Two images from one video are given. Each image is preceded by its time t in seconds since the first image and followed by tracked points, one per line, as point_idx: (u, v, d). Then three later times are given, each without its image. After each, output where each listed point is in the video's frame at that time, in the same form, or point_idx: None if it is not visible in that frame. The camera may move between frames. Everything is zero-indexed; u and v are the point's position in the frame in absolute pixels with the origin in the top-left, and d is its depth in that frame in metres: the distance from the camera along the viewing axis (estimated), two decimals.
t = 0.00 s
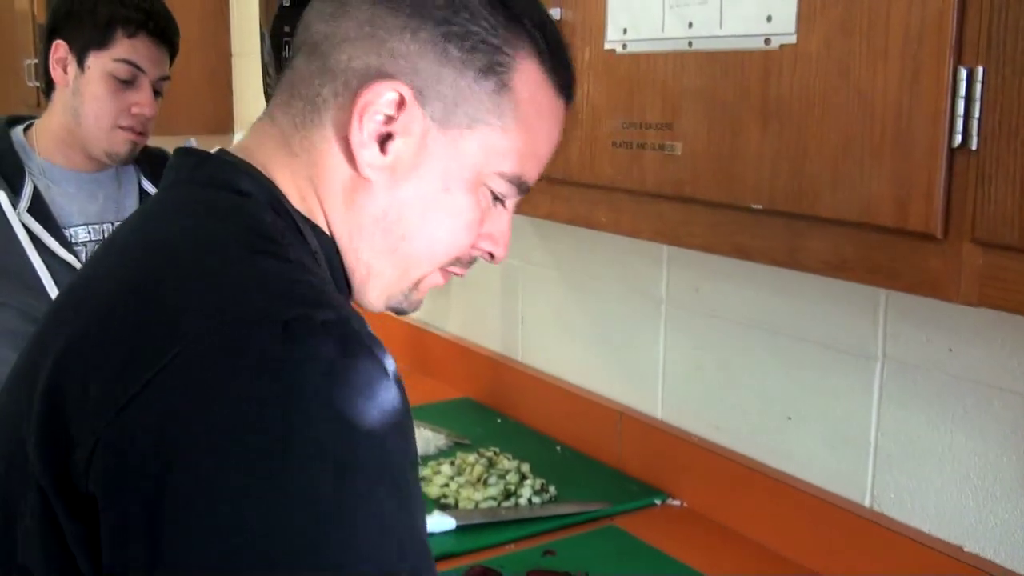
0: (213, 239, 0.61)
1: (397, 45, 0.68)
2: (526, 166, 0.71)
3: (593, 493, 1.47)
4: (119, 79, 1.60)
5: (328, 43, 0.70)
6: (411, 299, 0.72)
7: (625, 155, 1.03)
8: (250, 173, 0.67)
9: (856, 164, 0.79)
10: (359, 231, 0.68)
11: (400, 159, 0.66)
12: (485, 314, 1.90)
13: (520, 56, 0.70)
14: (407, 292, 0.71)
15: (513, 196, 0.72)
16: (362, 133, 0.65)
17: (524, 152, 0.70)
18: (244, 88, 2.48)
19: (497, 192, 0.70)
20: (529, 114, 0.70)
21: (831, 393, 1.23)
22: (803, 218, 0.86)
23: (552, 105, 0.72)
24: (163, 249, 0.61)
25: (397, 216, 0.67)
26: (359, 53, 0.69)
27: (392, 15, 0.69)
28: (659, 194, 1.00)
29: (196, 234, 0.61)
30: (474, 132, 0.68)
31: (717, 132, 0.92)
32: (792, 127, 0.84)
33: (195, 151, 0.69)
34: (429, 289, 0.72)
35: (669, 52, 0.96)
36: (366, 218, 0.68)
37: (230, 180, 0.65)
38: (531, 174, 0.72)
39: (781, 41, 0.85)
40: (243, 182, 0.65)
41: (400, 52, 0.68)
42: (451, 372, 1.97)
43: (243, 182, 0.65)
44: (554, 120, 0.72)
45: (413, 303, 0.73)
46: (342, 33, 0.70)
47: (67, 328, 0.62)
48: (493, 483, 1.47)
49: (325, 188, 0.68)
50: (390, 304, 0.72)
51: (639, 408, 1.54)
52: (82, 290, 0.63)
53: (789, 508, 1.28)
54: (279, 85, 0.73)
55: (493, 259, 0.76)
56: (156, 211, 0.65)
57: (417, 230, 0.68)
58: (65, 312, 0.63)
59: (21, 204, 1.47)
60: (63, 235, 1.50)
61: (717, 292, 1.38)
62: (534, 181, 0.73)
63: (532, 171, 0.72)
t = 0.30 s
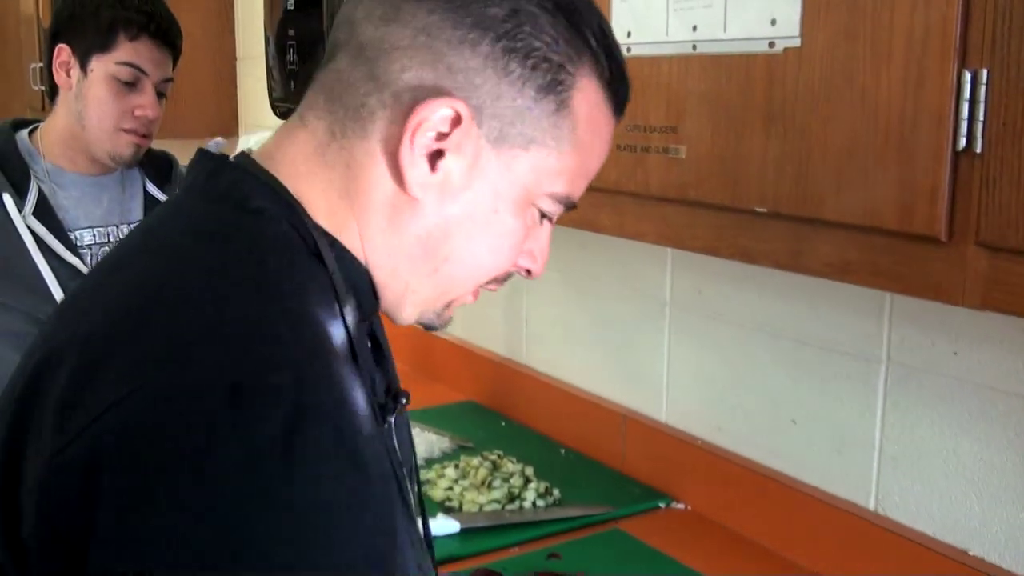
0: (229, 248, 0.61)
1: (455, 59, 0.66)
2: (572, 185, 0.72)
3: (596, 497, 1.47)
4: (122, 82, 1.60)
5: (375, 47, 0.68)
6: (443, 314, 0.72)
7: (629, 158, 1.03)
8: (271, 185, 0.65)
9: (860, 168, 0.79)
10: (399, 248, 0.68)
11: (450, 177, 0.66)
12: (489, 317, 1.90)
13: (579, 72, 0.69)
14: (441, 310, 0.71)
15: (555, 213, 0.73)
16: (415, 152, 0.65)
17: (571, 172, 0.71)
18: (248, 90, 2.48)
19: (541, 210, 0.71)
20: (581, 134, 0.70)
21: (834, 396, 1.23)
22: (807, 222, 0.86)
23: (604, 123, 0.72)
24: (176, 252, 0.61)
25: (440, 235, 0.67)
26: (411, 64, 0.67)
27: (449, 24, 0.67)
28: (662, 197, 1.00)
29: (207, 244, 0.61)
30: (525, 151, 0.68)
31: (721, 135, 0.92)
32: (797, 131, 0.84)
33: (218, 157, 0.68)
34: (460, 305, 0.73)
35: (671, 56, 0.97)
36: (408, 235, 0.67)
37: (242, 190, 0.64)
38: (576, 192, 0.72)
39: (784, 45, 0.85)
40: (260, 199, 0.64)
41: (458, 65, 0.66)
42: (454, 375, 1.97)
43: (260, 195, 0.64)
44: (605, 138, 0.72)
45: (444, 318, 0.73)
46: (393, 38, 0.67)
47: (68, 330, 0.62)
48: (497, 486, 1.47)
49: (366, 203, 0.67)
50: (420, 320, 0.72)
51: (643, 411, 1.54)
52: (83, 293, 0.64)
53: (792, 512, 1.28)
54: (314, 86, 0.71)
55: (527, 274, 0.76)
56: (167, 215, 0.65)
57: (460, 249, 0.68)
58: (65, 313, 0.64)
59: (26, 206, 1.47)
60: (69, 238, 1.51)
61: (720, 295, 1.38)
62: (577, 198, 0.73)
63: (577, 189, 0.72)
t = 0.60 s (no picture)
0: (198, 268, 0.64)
1: (423, 29, 0.67)
2: (549, 156, 0.72)
3: (600, 500, 1.47)
4: (123, 85, 1.61)
5: (338, 24, 0.68)
6: (420, 295, 0.73)
7: (631, 162, 1.03)
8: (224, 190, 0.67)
9: (862, 171, 0.79)
10: (372, 230, 0.68)
11: (422, 154, 0.67)
12: (491, 321, 1.90)
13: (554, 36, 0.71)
14: (418, 290, 0.72)
15: (533, 186, 0.74)
16: (387, 130, 0.65)
17: (545, 142, 0.72)
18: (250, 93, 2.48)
19: (520, 183, 0.72)
20: (554, 103, 0.71)
21: (837, 400, 1.23)
22: (809, 225, 0.86)
23: (577, 90, 0.73)
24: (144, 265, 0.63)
25: (415, 213, 0.68)
26: (375, 36, 0.67)
27: None
28: (664, 201, 1.00)
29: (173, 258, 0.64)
30: (499, 123, 0.69)
31: (724, 139, 0.92)
32: (799, 134, 0.84)
33: (174, 159, 0.69)
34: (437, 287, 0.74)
35: (675, 60, 0.97)
36: (381, 218, 0.68)
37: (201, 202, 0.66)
38: (553, 162, 0.73)
39: (787, 48, 0.85)
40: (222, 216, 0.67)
41: (429, 37, 0.67)
42: (456, 379, 1.97)
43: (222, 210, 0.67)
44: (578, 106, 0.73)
45: (422, 300, 0.74)
46: (355, 11, 0.67)
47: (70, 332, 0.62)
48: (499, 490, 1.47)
49: (336, 186, 0.67)
50: (395, 306, 0.73)
51: (646, 414, 1.54)
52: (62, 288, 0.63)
53: (794, 516, 1.28)
54: (271, 66, 0.70)
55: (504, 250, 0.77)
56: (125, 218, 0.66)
57: (436, 227, 0.69)
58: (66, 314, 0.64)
59: (30, 211, 1.48)
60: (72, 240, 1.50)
61: (722, 298, 1.38)
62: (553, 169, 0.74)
63: (554, 160, 0.73)
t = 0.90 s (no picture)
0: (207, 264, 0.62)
1: (484, 45, 0.67)
2: (569, 161, 0.75)
3: (602, 502, 1.47)
4: (126, 88, 1.61)
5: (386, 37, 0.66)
6: (438, 295, 0.74)
7: (632, 164, 1.03)
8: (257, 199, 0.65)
9: (863, 174, 0.79)
10: (418, 240, 0.68)
11: (475, 166, 0.67)
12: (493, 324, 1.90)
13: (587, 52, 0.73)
14: (441, 292, 0.73)
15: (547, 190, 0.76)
16: (447, 143, 0.65)
17: (571, 150, 0.74)
18: (252, 95, 2.48)
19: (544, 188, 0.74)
20: (583, 112, 0.73)
21: (838, 402, 1.23)
22: (810, 227, 0.86)
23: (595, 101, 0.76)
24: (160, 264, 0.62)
25: (462, 223, 0.69)
26: (436, 51, 0.66)
27: (474, 8, 0.67)
28: (666, 204, 1.00)
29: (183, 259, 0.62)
30: (542, 136, 0.70)
31: (725, 142, 0.92)
32: (800, 136, 0.84)
33: (196, 163, 0.67)
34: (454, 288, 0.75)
35: (676, 62, 0.97)
36: (428, 227, 0.68)
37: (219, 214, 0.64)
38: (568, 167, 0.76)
39: (788, 51, 0.85)
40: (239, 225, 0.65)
41: (489, 54, 0.67)
42: (458, 382, 1.97)
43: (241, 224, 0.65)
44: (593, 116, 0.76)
45: (437, 299, 0.75)
46: (414, 23, 0.66)
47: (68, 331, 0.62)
48: (501, 492, 1.47)
49: (387, 196, 0.66)
50: (416, 306, 0.73)
51: (647, 416, 1.54)
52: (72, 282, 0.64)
53: (795, 518, 1.28)
54: (307, 68, 0.68)
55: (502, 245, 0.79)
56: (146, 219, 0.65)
57: (475, 235, 0.70)
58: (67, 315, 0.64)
59: (32, 213, 1.48)
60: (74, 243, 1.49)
61: (723, 300, 1.38)
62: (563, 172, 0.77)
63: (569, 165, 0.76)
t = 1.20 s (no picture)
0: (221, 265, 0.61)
1: (477, 43, 0.68)
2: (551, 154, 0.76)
3: (602, 505, 1.47)
4: (127, 92, 1.61)
5: (384, 35, 0.67)
6: (427, 285, 0.75)
7: (633, 166, 1.03)
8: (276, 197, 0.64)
9: (864, 175, 0.79)
10: (409, 229, 0.69)
11: (464, 157, 0.68)
12: (493, 326, 1.90)
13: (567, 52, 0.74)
14: (429, 282, 0.74)
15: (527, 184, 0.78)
16: (438, 133, 0.66)
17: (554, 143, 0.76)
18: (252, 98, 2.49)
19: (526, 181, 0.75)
20: (565, 106, 0.75)
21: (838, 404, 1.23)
22: (811, 229, 0.86)
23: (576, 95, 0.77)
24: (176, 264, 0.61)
25: (452, 212, 0.70)
26: (430, 48, 0.67)
27: (466, 6, 0.68)
28: (666, 205, 1.00)
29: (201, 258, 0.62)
30: (527, 128, 0.71)
31: (725, 144, 0.92)
32: (800, 138, 0.85)
33: (206, 163, 0.66)
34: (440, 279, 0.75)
35: (677, 64, 0.97)
36: (418, 217, 0.69)
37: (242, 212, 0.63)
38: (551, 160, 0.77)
39: (788, 53, 0.85)
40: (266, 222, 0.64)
41: (480, 50, 0.68)
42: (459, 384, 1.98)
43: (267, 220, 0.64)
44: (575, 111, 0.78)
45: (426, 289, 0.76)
46: (410, 21, 0.67)
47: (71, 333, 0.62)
48: (501, 494, 1.47)
49: (381, 186, 0.66)
50: (404, 296, 0.74)
51: (648, 419, 1.54)
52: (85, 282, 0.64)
53: (796, 521, 1.28)
54: (305, 64, 0.68)
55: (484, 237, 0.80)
56: (163, 215, 0.65)
57: (462, 226, 0.71)
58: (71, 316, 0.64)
59: (33, 215, 1.48)
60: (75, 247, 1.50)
61: (725, 303, 1.38)
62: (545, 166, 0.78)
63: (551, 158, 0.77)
